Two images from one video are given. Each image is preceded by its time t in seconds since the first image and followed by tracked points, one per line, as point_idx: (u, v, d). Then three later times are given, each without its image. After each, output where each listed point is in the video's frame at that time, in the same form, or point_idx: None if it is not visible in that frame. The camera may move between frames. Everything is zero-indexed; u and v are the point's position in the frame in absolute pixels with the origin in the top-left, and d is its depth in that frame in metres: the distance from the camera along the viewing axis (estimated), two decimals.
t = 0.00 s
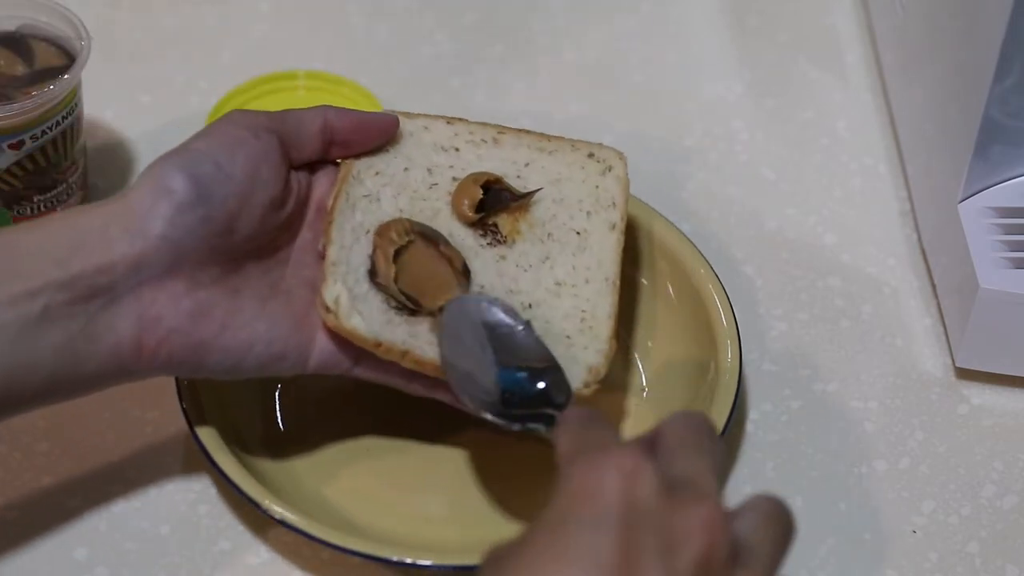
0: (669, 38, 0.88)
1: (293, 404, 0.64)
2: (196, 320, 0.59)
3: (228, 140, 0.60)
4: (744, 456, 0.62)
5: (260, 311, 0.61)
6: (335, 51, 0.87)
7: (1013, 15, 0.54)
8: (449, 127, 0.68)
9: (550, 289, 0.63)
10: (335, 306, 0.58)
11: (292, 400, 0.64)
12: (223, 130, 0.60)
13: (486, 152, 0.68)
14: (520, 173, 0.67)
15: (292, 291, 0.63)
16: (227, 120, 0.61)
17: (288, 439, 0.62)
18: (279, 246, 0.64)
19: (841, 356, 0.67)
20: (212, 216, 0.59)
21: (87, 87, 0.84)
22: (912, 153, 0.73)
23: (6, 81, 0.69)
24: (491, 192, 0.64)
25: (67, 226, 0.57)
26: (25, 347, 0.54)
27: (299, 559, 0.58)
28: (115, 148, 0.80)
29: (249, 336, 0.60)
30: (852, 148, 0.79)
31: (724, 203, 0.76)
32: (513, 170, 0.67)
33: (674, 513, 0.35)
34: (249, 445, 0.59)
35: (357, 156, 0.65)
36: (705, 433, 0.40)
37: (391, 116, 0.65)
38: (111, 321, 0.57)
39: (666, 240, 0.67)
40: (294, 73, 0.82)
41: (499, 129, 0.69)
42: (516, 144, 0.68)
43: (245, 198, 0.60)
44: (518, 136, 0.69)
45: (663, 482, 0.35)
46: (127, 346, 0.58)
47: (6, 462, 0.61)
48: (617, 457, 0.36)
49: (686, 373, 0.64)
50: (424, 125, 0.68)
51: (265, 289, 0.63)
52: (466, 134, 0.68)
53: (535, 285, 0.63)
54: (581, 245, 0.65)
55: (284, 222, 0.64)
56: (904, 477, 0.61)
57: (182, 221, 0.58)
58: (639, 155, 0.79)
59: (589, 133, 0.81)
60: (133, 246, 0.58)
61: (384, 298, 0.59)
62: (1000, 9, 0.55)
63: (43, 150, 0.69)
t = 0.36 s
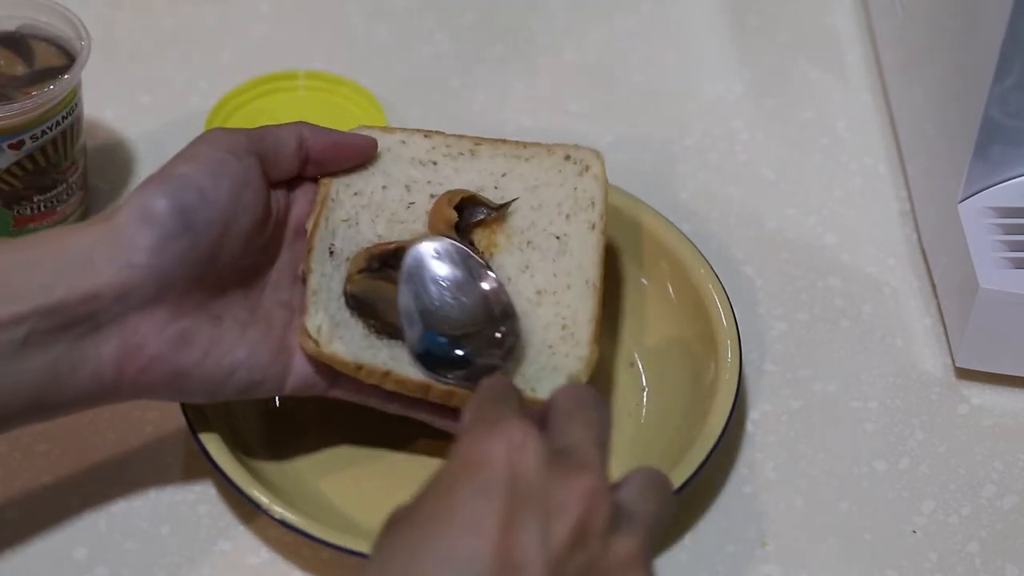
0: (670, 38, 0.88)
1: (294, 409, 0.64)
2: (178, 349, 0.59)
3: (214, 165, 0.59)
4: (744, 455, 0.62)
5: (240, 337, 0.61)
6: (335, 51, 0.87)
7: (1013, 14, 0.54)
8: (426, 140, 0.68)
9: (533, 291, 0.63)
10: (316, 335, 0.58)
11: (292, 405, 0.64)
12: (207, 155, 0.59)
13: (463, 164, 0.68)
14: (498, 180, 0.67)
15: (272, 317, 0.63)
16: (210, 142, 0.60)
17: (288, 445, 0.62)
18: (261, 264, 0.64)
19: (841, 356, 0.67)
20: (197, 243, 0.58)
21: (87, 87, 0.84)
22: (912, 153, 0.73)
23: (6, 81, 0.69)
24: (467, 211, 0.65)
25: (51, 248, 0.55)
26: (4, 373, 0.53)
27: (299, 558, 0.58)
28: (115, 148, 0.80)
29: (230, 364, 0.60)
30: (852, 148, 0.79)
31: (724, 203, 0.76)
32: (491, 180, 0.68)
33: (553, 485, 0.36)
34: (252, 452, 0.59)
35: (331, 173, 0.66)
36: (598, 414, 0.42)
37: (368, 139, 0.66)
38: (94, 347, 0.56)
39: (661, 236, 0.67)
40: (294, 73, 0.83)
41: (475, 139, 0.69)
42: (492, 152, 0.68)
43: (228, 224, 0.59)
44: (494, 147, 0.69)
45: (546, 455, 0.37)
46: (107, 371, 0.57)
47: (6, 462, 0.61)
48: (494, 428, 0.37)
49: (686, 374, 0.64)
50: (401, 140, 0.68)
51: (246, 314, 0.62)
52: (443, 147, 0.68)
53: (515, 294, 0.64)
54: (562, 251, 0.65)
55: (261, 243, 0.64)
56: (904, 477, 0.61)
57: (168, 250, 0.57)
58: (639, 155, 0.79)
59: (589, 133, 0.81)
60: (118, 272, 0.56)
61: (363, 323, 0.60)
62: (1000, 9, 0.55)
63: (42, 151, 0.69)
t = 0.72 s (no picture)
0: (670, 38, 0.88)
1: (294, 410, 0.64)
2: (186, 362, 0.59)
3: (216, 179, 0.59)
4: (744, 455, 0.62)
5: (245, 346, 0.61)
6: (335, 51, 0.87)
7: (1013, 14, 0.54)
8: (410, 158, 0.67)
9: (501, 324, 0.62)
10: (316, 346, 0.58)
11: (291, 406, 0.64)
12: (209, 167, 0.59)
13: (445, 184, 0.67)
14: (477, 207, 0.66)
15: (271, 323, 0.63)
16: (205, 155, 0.60)
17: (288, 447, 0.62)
18: (258, 271, 0.64)
19: (841, 357, 0.67)
20: (202, 256, 0.59)
21: (87, 87, 0.84)
22: (912, 153, 0.73)
23: (6, 81, 0.69)
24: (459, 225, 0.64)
25: (56, 266, 0.56)
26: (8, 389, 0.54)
27: (299, 558, 0.58)
28: (116, 148, 0.80)
29: (237, 374, 0.59)
30: (852, 148, 0.79)
31: (724, 203, 0.76)
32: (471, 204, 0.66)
33: (577, 511, 0.35)
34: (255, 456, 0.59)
35: (323, 184, 0.65)
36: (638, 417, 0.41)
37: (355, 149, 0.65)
38: (100, 362, 0.57)
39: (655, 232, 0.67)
40: (294, 73, 0.83)
41: (459, 161, 0.68)
42: (473, 178, 0.67)
43: (230, 235, 0.60)
44: (476, 171, 0.67)
45: (570, 476, 0.36)
46: (115, 387, 0.57)
47: (6, 463, 0.61)
48: (518, 447, 0.37)
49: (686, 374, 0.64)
50: (385, 155, 0.67)
51: (247, 324, 0.62)
52: (427, 165, 0.67)
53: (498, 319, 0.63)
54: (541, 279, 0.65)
55: (261, 258, 0.64)
56: (904, 477, 0.61)
57: (173, 265, 0.58)
58: (639, 155, 0.79)
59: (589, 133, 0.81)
60: (124, 288, 0.57)
61: (359, 332, 0.59)
62: (1000, 9, 0.56)
63: (43, 151, 0.69)
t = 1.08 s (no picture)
0: (671, 38, 0.88)
1: (294, 413, 0.64)
2: (174, 375, 0.57)
3: (186, 181, 0.57)
4: (744, 455, 0.62)
5: (236, 352, 0.60)
6: (336, 51, 0.87)
7: (1013, 13, 0.54)
8: (386, 122, 0.67)
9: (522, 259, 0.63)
10: (337, 338, 0.56)
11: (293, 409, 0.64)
12: (177, 170, 0.57)
13: (428, 144, 0.67)
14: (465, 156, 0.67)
15: (259, 321, 0.62)
16: (173, 158, 0.58)
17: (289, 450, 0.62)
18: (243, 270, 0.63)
19: (842, 356, 0.67)
20: (181, 262, 0.57)
21: (87, 87, 0.84)
22: (912, 153, 0.73)
23: (6, 81, 0.69)
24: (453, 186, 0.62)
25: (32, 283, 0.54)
26: None
27: (300, 559, 0.58)
28: (116, 148, 0.80)
29: (229, 381, 0.58)
30: (852, 148, 0.79)
31: (724, 202, 0.76)
32: (456, 156, 0.67)
33: (534, 454, 0.37)
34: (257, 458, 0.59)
35: (301, 173, 0.63)
36: (585, 372, 0.43)
37: (330, 135, 0.63)
38: (85, 381, 0.55)
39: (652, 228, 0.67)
40: (294, 74, 0.83)
41: (435, 117, 0.68)
42: (453, 130, 0.67)
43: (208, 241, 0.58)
44: (456, 122, 0.68)
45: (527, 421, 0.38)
46: (98, 404, 0.55)
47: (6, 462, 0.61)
48: (480, 393, 0.38)
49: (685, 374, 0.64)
50: (361, 125, 0.67)
51: (236, 326, 0.61)
52: (404, 127, 0.67)
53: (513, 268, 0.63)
54: (543, 222, 0.65)
55: (243, 256, 0.62)
56: (904, 478, 0.61)
57: (152, 274, 0.55)
58: (639, 155, 0.79)
59: (589, 133, 0.81)
60: (105, 303, 0.55)
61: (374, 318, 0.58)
62: (1000, 9, 0.55)
63: (43, 151, 0.69)
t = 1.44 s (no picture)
0: (671, 38, 0.88)
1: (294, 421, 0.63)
2: (153, 400, 0.58)
3: (157, 203, 0.58)
4: (744, 454, 0.62)
5: (215, 375, 0.61)
6: (336, 51, 0.87)
7: (1013, 13, 0.54)
8: (376, 125, 0.67)
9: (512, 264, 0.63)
10: (309, 360, 0.58)
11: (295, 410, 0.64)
12: (147, 190, 0.58)
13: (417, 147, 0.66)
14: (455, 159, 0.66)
15: (241, 341, 0.63)
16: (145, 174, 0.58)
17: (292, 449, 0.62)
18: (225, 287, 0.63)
19: (842, 356, 0.67)
20: (156, 285, 0.57)
21: (86, 87, 0.84)
22: (912, 153, 0.73)
23: (6, 81, 0.69)
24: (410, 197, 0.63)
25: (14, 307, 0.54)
26: None
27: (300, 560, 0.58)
28: (116, 148, 0.80)
29: (206, 407, 0.60)
30: (852, 148, 0.79)
31: (724, 203, 0.76)
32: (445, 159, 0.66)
33: (479, 422, 0.36)
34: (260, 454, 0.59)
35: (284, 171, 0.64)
36: (519, 350, 0.43)
37: (301, 132, 0.63)
38: (64, 407, 0.56)
39: (649, 229, 0.67)
40: (294, 74, 0.82)
41: (425, 120, 0.67)
42: (442, 134, 0.67)
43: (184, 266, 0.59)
44: (444, 127, 0.67)
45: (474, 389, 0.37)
46: (81, 427, 0.57)
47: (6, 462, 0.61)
48: (432, 361, 0.36)
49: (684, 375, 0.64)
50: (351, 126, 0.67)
51: (216, 348, 0.61)
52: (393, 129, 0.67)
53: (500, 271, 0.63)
54: (531, 227, 0.65)
55: (224, 270, 0.63)
56: (904, 478, 0.61)
57: (129, 300, 0.56)
58: (639, 155, 0.79)
59: (589, 133, 0.81)
60: (85, 329, 0.55)
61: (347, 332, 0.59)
62: (1000, 8, 0.55)
63: (43, 151, 0.69)
